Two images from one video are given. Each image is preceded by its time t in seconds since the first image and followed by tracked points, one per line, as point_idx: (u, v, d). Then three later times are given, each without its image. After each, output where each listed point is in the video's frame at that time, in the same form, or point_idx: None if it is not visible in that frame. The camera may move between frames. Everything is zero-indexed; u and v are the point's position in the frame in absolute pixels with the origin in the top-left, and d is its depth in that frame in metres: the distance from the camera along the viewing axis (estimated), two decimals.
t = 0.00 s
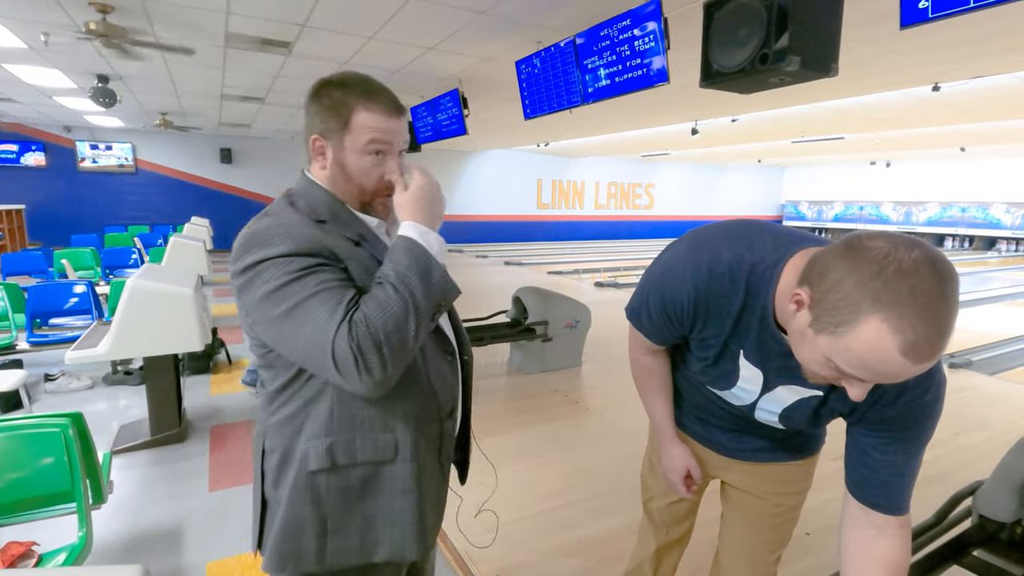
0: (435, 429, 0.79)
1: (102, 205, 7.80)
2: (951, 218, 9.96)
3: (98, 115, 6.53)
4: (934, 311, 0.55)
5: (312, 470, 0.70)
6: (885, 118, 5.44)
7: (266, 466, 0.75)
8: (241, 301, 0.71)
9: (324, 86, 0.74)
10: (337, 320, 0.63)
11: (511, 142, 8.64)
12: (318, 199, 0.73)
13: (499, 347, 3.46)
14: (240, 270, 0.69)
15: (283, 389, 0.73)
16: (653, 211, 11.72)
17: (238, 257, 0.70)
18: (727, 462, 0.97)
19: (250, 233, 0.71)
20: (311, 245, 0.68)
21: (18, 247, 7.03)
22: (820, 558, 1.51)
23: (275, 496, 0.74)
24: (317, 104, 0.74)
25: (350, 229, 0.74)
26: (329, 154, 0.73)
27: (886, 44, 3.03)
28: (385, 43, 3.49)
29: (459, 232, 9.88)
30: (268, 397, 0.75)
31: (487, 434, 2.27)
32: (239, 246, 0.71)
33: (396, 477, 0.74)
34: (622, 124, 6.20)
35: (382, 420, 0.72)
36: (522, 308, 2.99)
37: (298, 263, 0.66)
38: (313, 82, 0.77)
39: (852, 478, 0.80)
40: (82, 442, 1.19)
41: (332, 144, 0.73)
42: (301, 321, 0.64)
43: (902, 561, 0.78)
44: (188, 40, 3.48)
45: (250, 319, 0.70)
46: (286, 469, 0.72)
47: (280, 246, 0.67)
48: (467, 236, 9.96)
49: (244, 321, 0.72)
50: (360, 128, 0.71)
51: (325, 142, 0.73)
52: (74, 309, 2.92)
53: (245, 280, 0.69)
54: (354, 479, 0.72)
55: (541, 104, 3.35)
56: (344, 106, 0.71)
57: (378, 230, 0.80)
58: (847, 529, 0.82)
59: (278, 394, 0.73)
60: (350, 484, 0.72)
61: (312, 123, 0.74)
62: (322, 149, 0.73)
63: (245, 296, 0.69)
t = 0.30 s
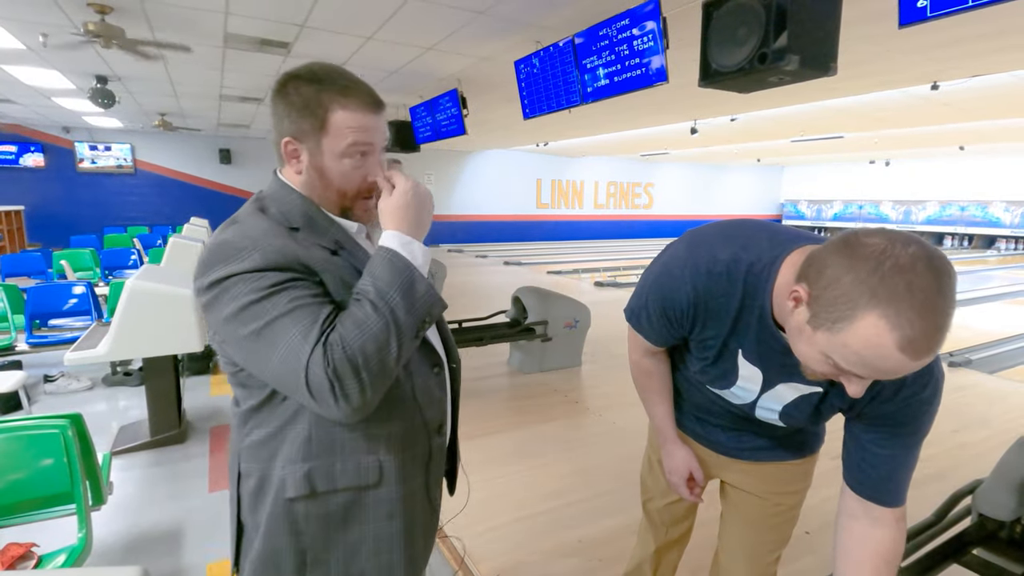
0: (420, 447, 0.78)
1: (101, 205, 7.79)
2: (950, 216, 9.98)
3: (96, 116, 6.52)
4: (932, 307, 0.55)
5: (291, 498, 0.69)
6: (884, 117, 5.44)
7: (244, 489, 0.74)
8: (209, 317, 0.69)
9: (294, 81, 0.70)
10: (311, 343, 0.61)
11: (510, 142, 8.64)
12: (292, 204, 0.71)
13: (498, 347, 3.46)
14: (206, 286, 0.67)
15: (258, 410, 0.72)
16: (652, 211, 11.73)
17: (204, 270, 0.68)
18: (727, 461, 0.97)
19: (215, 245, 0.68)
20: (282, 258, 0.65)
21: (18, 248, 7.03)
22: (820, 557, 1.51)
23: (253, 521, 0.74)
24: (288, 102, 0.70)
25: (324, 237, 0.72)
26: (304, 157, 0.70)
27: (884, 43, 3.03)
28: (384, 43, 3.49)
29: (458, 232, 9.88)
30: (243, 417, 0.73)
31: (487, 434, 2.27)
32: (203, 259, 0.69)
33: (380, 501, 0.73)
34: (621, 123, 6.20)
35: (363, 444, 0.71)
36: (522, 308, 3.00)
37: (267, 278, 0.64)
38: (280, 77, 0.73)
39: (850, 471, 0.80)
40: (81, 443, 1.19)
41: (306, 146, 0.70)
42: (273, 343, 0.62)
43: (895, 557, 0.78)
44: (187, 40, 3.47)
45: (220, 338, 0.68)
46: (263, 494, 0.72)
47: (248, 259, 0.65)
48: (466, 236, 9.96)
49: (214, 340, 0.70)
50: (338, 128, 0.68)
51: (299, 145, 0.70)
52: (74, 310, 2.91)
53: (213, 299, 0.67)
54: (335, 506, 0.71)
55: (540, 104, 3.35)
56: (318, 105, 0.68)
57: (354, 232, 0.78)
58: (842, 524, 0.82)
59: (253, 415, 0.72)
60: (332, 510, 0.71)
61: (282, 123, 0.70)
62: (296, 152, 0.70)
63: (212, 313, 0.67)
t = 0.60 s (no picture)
0: (413, 462, 0.78)
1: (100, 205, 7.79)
2: (949, 216, 9.99)
3: (96, 116, 6.51)
4: (916, 296, 0.55)
5: (280, 520, 0.69)
6: (883, 117, 5.45)
7: (229, 508, 0.73)
8: (191, 332, 0.68)
9: (282, 78, 0.69)
10: (303, 364, 0.61)
11: (510, 142, 8.65)
12: (280, 208, 0.70)
13: (498, 347, 3.46)
14: (189, 300, 0.66)
15: (243, 428, 0.71)
16: (652, 210, 11.74)
17: (184, 284, 0.67)
18: (726, 461, 0.97)
19: (197, 256, 0.67)
20: (270, 270, 0.65)
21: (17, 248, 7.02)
22: (818, 557, 1.51)
23: (238, 541, 0.73)
24: (276, 99, 0.68)
25: (312, 244, 0.71)
26: (290, 158, 0.69)
27: (883, 43, 3.04)
28: (384, 43, 3.49)
29: (458, 231, 9.88)
30: (227, 433, 0.73)
31: (487, 433, 2.27)
32: (183, 270, 0.67)
33: (373, 518, 0.74)
34: (620, 123, 6.20)
35: (355, 461, 0.71)
36: (521, 308, 3.00)
37: (256, 293, 0.63)
38: (263, 70, 0.71)
39: (843, 469, 0.80)
40: (81, 444, 1.19)
41: (292, 147, 0.69)
42: (264, 363, 0.62)
43: (890, 555, 0.78)
44: (185, 40, 3.47)
45: (202, 354, 0.67)
46: (249, 515, 0.71)
47: (234, 273, 0.64)
48: (466, 236, 9.96)
49: (194, 356, 0.69)
50: (329, 127, 0.67)
51: (284, 144, 0.69)
52: (73, 309, 2.91)
53: (197, 314, 0.66)
54: (326, 525, 0.72)
55: (540, 103, 3.35)
56: (309, 104, 0.67)
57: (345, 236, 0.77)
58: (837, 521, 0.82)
59: (238, 432, 0.71)
60: (323, 530, 0.71)
61: (267, 120, 0.69)
62: (281, 152, 0.69)
63: (195, 329, 0.67)
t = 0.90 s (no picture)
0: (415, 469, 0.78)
1: (100, 205, 7.78)
2: (949, 215, 10.00)
3: (95, 116, 6.51)
4: (915, 295, 0.55)
5: (283, 535, 0.69)
6: (882, 116, 5.45)
7: (229, 526, 0.73)
8: (179, 346, 0.67)
9: (272, 77, 0.68)
10: (302, 377, 0.61)
11: (509, 142, 8.65)
12: (265, 212, 0.70)
13: (498, 346, 3.46)
14: (177, 313, 0.65)
15: (237, 443, 0.71)
16: (651, 210, 11.74)
17: (169, 297, 0.66)
18: (725, 461, 0.97)
19: (181, 267, 0.66)
20: (262, 279, 0.64)
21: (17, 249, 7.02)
22: (818, 556, 1.51)
23: (240, 559, 0.73)
24: (264, 100, 0.67)
25: (302, 248, 0.71)
26: (278, 161, 0.68)
27: (882, 42, 3.04)
28: (384, 43, 3.49)
29: (458, 231, 9.88)
30: (222, 450, 0.72)
31: (487, 433, 2.27)
32: (168, 283, 0.66)
33: (376, 528, 0.74)
34: (620, 122, 6.20)
35: (356, 472, 0.71)
36: (521, 308, 3.00)
37: (248, 304, 0.63)
38: (250, 65, 0.70)
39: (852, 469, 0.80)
40: (80, 444, 1.19)
41: (281, 150, 0.68)
42: (262, 375, 0.62)
43: (910, 560, 0.76)
44: (185, 40, 3.47)
45: (192, 368, 0.67)
46: (251, 531, 0.71)
47: (224, 284, 0.64)
48: (466, 235, 9.96)
49: (181, 371, 0.68)
50: (321, 134, 0.66)
51: (272, 147, 0.68)
52: (72, 309, 2.91)
53: (185, 326, 0.65)
54: (330, 540, 0.71)
55: (539, 103, 3.35)
56: (300, 106, 0.66)
57: (335, 240, 0.77)
58: (852, 525, 0.81)
59: (233, 448, 0.71)
60: (328, 543, 0.71)
61: (254, 121, 0.68)
62: (269, 155, 0.68)
63: (183, 343, 0.66)
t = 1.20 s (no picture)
0: (411, 480, 0.78)
1: (98, 205, 7.77)
2: (947, 215, 9.98)
3: (93, 116, 6.49)
4: (922, 305, 0.55)
5: (280, 554, 0.68)
6: (880, 117, 5.46)
7: (223, 541, 0.73)
8: (169, 363, 0.66)
9: (248, 73, 0.67)
10: (291, 407, 0.59)
11: (508, 142, 8.66)
12: (257, 219, 0.70)
13: (497, 347, 3.46)
14: (167, 328, 0.65)
15: (228, 460, 0.70)
16: (650, 210, 11.74)
17: (160, 313, 0.65)
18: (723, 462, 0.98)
19: (171, 281, 0.65)
20: (254, 295, 0.64)
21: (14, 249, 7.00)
22: (818, 556, 1.51)
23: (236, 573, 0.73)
24: (243, 97, 0.67)
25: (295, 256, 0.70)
26: (264, 160, 0.68)
27: (881, 42, 3.05)
28: (382, 43, 3.48)
29: (456, 232, 9.87)
30: (214, 466, 0.72)
31: (486, 433, 2.27)
32: (158, 297, 0.66)
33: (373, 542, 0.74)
34: (618, 123, 6.20)
35: (351, 486, 0.71)
36: (519, 308, 3.00)
37: (240, 323, 0.62)
38: (224, 64, 0.69)
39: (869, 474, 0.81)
40: (78, 446, 1.19)
41: (266, 149, 0.68)
42: (252, 401, 0.61)
43: (937, 554, 0.78)
44: (183, 40, 3.46)
45: (182, 387, 0.66)
46: (246, 547, 0.71)
47: (216, 302, 0.63)
48: (464, 236, 9.96)
49: (171, 388, 0.67)
50: (306, 125, 0.66)
51: (256, 146, 0.67)
52: (70, 310, 2.90)
53: (173, 344, 0.64)
54: (329, 555, 0.71)
55: (538, 103, 3.35)
56: (282, 99, 0.66)
57: (328, 242, 0.77)
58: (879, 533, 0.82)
59: (224, 464, 0.70)
60: (325, 562, 0.71)
61: (234, 120, 0.67)
62: (254, 154, 0.68)
63: (173, 361, 0.65)
